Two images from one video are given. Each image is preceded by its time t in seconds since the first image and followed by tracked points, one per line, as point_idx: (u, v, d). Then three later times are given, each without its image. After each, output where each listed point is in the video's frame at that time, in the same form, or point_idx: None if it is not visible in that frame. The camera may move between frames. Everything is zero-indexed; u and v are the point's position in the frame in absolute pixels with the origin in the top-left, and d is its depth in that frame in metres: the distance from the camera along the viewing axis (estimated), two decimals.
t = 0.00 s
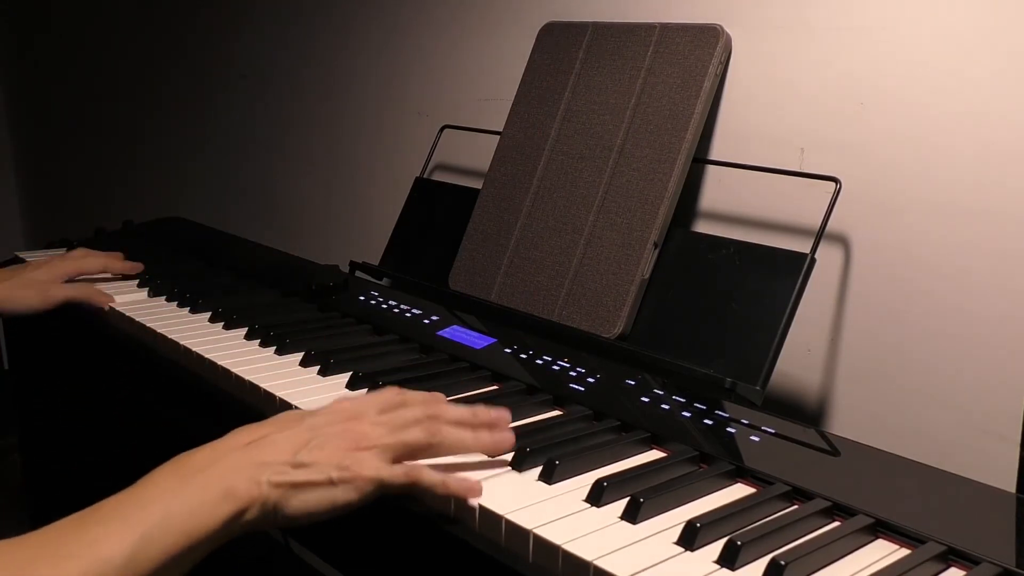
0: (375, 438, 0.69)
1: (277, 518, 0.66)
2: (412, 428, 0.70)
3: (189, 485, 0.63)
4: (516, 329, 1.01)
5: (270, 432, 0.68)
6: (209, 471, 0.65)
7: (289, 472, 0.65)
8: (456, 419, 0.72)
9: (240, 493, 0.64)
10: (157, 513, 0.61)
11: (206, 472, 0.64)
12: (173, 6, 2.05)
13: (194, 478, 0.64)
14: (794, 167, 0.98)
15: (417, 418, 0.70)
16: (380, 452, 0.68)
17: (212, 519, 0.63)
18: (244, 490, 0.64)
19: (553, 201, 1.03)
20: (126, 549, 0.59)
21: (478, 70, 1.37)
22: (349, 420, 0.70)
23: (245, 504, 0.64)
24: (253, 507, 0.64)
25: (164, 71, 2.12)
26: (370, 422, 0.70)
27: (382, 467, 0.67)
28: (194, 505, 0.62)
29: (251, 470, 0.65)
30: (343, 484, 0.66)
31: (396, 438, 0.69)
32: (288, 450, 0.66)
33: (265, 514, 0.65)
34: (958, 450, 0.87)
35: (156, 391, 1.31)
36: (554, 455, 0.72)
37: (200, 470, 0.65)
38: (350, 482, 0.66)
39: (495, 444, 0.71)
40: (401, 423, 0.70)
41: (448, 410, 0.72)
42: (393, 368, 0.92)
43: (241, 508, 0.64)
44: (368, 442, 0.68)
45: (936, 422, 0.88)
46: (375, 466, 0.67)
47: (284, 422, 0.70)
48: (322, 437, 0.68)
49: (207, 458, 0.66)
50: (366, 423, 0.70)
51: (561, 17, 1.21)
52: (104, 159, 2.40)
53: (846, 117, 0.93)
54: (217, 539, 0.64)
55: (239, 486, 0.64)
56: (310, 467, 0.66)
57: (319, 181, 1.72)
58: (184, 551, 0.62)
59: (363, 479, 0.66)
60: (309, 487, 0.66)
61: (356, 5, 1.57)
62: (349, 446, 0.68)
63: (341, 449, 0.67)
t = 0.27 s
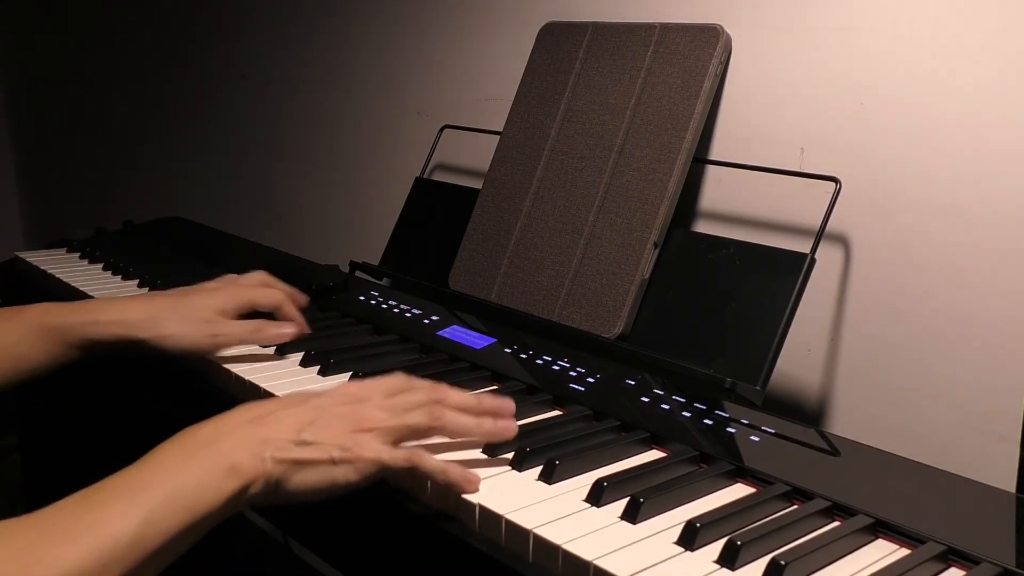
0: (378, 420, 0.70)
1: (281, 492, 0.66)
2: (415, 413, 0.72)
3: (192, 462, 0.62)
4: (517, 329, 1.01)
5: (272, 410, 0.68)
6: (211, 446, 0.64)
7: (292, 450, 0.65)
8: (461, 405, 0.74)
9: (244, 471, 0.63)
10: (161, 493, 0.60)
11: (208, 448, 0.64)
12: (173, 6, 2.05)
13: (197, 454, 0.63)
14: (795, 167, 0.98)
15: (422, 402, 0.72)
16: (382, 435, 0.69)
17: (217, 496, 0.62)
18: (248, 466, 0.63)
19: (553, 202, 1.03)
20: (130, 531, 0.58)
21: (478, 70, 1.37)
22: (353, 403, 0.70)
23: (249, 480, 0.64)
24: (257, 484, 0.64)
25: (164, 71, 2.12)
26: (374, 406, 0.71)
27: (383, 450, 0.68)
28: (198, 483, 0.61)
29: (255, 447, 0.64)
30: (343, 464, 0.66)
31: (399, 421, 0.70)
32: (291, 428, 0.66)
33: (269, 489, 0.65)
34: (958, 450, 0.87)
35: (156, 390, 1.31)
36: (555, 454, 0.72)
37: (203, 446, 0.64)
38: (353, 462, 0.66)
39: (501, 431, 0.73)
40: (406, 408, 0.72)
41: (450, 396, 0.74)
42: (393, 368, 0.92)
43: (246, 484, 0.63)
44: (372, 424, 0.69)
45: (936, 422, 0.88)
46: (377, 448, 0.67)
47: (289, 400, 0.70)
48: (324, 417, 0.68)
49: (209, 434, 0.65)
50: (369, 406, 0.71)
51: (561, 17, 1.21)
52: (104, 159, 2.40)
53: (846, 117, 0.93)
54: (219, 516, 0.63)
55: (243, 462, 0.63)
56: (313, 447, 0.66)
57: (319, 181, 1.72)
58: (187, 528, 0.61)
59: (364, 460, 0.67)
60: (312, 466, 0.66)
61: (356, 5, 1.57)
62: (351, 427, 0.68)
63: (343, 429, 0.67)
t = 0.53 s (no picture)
0: (383, 437, 0.69)
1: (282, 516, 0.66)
2: (419, 430, 0.71)
3: (197, 480, 0.62)
4: (517, 329, 1.01)
5: (276, 431, 0.68)
6: (216, 466, 0.64)
7: (299, 469, 0.65)
8: (461, 415, 0.74)
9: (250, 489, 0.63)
10: (167, 509, 0.60)
11: (213, 467, 0.64)
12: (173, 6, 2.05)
13: (202, 473, 0.63)
14: (795, 167, 0.98)
15: (424, 416, 0.72)
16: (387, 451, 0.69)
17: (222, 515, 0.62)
18: (254, 484, 0.63)
19: (552, 202, 1.03)
20: (135, 547, 0.58)
21: (478, 70, 1.37)
22: (358, 420, 0.70)
23: (255, 499, 0.63)
24: (262, 504, 0.64)
25: (164, 71, 2.12)
26: (377, 423, 0.70)
27: (389, 469, 0.67)
28: (204, 501, 0.61)
29: (262, 465, 0.64)
30: (350, 483, 0.66)
31: (403, 438, 0.70)
32: (296, 446, 0.66)
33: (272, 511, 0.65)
34: (959, 450, 0.87)
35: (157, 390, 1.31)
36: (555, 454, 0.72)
37: (208, 465, 0.64)
38: (360, 481, 0.66)
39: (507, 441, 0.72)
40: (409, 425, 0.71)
41: (453, 409, 0.74)
42: (393, 368, 0.92)
43: (251, 503, 0.63)
44: (376, 442, 0.69)
45: (937, 422, 0.88)
46: (384, 468, 0.67)
47: (295, 420, 0.70)
48: (331, 436, 0.68)
49: (214, 455, 0.65)
50: (373, 424, 0.70)
51: (561, 17, 1.21)
52: (104, 159, 2.40)
53: (846, 117, 0.93)
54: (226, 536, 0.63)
55: (248, 481, 0.63)
56: (321, 465, 0.66)
57: (319, 181, 1.72)
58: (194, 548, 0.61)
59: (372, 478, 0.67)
60: (317, 485, 0.65)
61: (356, 5, 1.57)
62: (356, 446, 0.68)
63: (347, 448, 0.67)
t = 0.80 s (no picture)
0: (406, 418, 0.70)
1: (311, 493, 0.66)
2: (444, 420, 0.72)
3: (221, 457, 0.63)
4: (516, 329, 1.01)
5: (300, 410, 0.69)
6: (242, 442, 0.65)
7: (325, 446, 0.66)
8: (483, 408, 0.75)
9: (275, 465, 0.64)
10: (192, 484, 0.61)
11: (238, 444, 0.64)
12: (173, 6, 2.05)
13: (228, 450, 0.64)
14: (795, 167, 0.98)
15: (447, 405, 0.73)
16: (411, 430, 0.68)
17: (249, 489, 0.62)
18: (278, 460, 0.64)
19: (552, 202, 1.03)
20: (161, 520, 0.59)
21: (477, 70, 1.36)
22: (378, 402, 0.71)
23: (281, 474, 0.64)
24: (287, 479, 0.64)
25: (164, 71, 2.12)
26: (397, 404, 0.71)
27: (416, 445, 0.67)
28: (227, 476, 0.62)
29: (286, 442, 0.65)
30: (378, 459, 0.66)
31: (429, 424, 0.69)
32: (321, 425, 0.67)
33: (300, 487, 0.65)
34: (958, 450, 0.87)
35: (156, 390, 1.31)
36: (555, 454, 0.73)
37: (233, 442, 0.65)
38: (385, 457, 0.66)
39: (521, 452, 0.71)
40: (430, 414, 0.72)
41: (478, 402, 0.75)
42: (393, 368, 0.92)
43: (275, 478, 0.64)
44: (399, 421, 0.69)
45: (936, 422, 0.88)
46: (410, 444, 0.67)
47: (318, 400, 0.70)
48: (354, 415, 0.68)
49: (239, 432, 0.66)
50: (395, 405, 0.71)
51: (561, 17, 1.21)
52: (104, 159, 2.40)
53: (846, 117, 0.93)
54: (253, 511, 0.64)
55: (273, 457, 0.64)
56: (345, 442, 0.66)
57: (319, 180, 1.72)
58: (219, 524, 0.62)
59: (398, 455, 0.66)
60: (343, 460, 0.66)
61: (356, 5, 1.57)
62: (380, 424, 0.68)
63: (372, 426, 0.67)
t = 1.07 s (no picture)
0: (394, 426, 0.69)
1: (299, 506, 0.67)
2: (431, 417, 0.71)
3: (209, 469, 0.64)
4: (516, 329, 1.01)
5: (293, 419, 0.69)
6: (231, 452, 0.65)
7: (314, 459, 0.66)
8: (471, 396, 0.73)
9: (263, 478, 0.64)
10: (178, 496, 0.62)
11: (227, 454, 0.65)
12: (173, 6, 2.05)
13: (216, 461, 0.65)
14: (795, 167, 0.98)
15: (432, 401, 0.72)
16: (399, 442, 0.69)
17: (235, 501, 0.63)
18: (266, 473, 0.64)
19: (552, 202, 1.03)
20: (146, 531, 0.61)
21: (478, 70, 1.36)
22: (369, 410, 0.70)
23: (268, 487, 0.64)
24: (275, 492, 0.65)
25: (164, 71, 2.12)
26: (387, 412, 0.71)
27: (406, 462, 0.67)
28: (213, 488, 0.63)
29: (275, 454, 0.65)
30: (366, 474, 0.66)
31: (415, 427, 0.69)
32: (312, 436, 0.67)
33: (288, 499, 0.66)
34: (958, 450, 0.87)
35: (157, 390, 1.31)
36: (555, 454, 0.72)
37: (223, 452, 0.65)
38: (374, 473, 0.67)
39: (511, 426, 0.71)
40: (419, 415, 0.71)
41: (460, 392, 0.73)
42: (393, 369, 0.92)
43: (262, 491, 0.64)
44: (389, 433, 0.69)
45: (936, 422, 0.88)
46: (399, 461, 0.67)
47: (310, 409, 0.70)
48: (345, 426, 0.68)
49: (229, 441, 0.67)
50: (384, 414, 0.70)
51: (562, 17, 1.21)
52: (105, 159, 2.40)
53: (846, 117, 0.93)
54: (241, 520, 0.65)
55: (260, 471, 0.64)
56: (335, 456, 0.66)
57: (319, 181, 1.72)
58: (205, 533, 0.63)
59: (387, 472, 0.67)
60: (332, 475, 0.66)
61: (356, 5, 1.57)
62: (371, 437, 0.68)
63: (362, 440, 0.67)
